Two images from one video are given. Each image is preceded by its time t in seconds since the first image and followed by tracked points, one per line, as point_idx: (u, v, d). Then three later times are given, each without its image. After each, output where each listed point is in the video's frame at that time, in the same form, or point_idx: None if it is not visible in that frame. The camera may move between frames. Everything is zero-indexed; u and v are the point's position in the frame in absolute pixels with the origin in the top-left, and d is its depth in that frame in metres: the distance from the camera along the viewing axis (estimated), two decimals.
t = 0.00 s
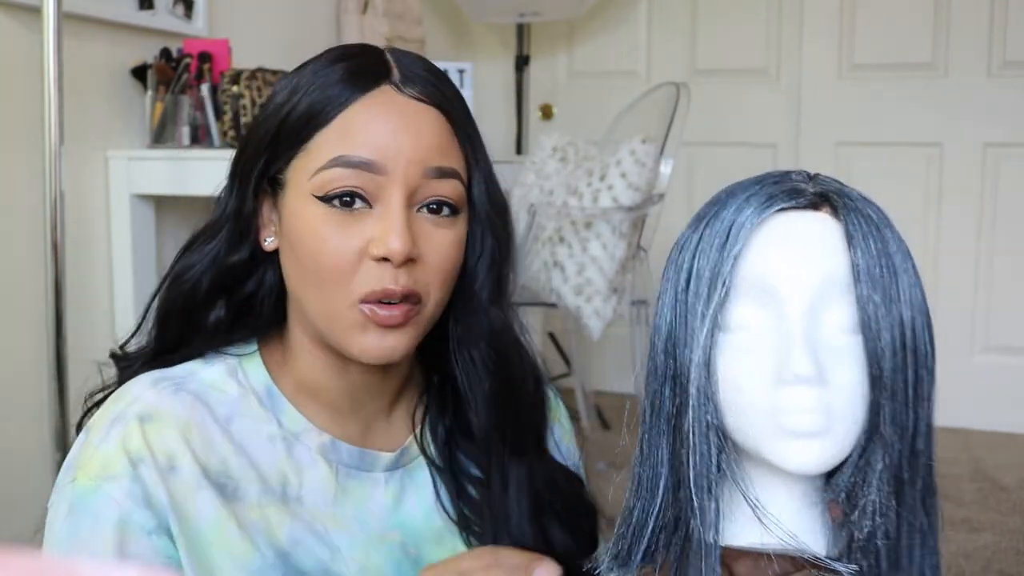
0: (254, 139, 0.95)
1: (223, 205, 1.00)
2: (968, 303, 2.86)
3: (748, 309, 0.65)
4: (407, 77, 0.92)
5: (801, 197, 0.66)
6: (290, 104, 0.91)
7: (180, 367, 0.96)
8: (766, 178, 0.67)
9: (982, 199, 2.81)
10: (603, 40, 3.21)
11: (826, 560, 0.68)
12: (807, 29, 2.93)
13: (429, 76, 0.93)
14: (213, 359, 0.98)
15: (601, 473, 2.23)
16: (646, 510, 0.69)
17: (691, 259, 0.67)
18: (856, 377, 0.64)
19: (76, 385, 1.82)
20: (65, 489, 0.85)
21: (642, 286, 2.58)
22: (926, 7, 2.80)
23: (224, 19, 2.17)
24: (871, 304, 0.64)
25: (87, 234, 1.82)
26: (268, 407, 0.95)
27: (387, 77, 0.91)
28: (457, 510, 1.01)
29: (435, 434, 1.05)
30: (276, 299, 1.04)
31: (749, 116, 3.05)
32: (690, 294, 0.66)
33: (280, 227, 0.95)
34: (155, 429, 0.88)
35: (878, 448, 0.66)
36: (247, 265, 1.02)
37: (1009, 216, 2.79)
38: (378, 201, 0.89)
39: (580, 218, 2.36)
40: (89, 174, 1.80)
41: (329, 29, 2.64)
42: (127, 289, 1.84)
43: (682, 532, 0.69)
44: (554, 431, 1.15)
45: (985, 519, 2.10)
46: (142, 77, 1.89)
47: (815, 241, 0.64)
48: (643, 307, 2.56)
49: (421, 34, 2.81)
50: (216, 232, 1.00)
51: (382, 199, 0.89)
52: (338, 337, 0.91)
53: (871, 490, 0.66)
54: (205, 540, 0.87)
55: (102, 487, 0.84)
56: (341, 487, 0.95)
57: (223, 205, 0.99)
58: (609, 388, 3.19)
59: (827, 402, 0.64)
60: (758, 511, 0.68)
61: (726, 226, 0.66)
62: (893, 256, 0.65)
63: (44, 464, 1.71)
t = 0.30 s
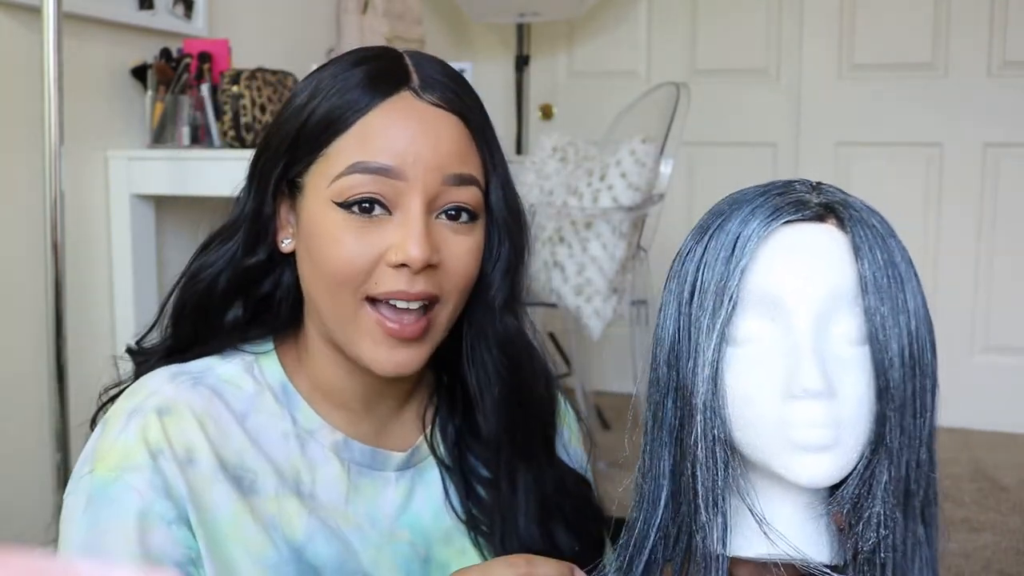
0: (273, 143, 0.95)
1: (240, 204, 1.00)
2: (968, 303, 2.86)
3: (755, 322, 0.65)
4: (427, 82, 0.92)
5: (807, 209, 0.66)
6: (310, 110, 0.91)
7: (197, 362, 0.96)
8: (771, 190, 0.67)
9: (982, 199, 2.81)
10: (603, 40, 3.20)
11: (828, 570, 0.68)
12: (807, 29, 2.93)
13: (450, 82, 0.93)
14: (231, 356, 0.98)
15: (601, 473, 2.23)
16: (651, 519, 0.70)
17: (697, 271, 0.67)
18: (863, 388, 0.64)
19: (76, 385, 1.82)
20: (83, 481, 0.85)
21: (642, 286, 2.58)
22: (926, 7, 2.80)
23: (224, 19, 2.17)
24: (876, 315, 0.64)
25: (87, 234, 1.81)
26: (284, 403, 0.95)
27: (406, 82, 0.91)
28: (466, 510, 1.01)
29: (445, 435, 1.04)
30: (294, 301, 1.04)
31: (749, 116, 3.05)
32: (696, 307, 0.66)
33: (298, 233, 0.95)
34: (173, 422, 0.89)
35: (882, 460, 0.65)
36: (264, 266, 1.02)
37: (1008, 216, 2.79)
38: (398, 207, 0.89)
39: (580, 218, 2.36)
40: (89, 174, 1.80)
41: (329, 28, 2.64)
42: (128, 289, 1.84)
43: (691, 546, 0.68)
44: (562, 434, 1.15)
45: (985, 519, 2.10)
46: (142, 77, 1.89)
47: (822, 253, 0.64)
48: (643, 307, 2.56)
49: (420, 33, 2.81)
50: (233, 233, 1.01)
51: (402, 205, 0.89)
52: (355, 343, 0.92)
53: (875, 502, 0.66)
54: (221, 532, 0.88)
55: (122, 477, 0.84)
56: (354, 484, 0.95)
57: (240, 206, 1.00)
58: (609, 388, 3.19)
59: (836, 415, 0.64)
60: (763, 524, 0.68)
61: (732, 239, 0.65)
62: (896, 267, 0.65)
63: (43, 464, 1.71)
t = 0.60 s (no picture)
0: (268, 145, 0.96)
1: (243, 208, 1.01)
2: (968, 303, 2.86)
3: (748, 315, 0.64)
4: (410, 77, 0.92)
5: (798, 203, 0.65)
6: (299, 109, 0.93)
7: (204, 358, 0.96)
8: (761, 184, 0.66)
9: (982, 200, 2.81)
10: (604, 40, 3.20)
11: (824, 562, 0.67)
12: (807, 28, 2.93)
13: (433, 76, 0.93)
14: (236, 352, 0.98)
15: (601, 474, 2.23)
16: (647, 512, 0.68)
17: (688, 266, 0.66)
18: (856, 380, 0.63)
19: (76, 385, 1.82)
20: (90, 474, 0.84)
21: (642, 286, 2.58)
22: (926, 6, 2.80)
23: (224, 19, 2.17)
24: (868, 307, 0.63)
25: (86, 234, 1.81)
26: (288, 400, 0.95)
27: (390, 78, 0.92)
28: (467, 508, 1.01)
29: (447, 436, 1.04)
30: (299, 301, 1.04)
31: (749, 116, 3.05)
32: (689, 302, 0.65)
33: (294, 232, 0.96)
34: (179, 417, 0.88)
35: (876, 447, 0.65)
36: (268, 266, 1.02)
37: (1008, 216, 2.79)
38: (379, 198, 0.89)
39: (580, 218, 2.36)
40: (89, 174, 1.80)
41: (329, 28, 2.63)
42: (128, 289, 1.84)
43: (687, 537, 0.67)
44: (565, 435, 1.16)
45: (985, 519, 2.11)
46: (142, 77, 1.89)
47: (813, 246, 0.63)
48: (643, 307, 2.56)
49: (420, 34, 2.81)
50: (238, 234, 1.02)
51: (381, 195, 0.88)
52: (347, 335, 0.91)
53: (870, 489, 0.65)
54: (227, 527, 0.87)
55: (130, 471, 0.84)
56: (357, 481, 0.95)
57: (244, 208, 1.00)
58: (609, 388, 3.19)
59: (829, 406, 0.63)
60: (759, 511, 0.67)
61: (724, 233, 0.65)
62: (886, 260, 0.64)
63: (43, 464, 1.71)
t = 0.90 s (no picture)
0: (266, 145, 0.96)
1: (239, 209, 1.01)
2: (967, 303, 2.86)
3: (753, 302, 0.66)
4: (410, 75, 0.92)
5: (804, 193, 0.66)
6: (298, 108, 0.92)
7: (202, 358, 0.97)
8: (765, 176, 0.68)
9: (982, 199, 2.81)
10: (604, 40, 3.20)
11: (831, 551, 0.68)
12: (807, 27, 2.93)
13: (432, 73, 0.93)
14: (234, 351, 0.98)
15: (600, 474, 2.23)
16: (650, 504, 0.69)
17: (694, 256, 0.67)
18: (860, 365, 0.65)
19: (76, 385, 1.82)
20: (88, 475, 0.84)
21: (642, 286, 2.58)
22: (926, 6, 2.80)
23: (224, 19, 2.17)
24: (872, 294, 0.65)
25: (86, 234, 1.81)
26: (287, 398, 0.96)
27: (389, 76, 0.92)
28: (466, 508, 1.00)
29: (446, 435, 1.04)
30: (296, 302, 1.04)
31: (749, 116, 3.05)
32: (695, 291, 0.67)
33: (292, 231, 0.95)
34: (177, 415, 0.89)
35: (881, 434, 0.66)
36: (264, 266, 1.03)
37: (1008, 216, 2.79)
38: (383, 195, 0.89)
39: (580, 218, 2.36)
40: (89, 174, 1.80)
41: (328, 27, 2.63)
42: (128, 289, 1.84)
43: (692, 526, 0.68)
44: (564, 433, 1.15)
45: (985, 519, 2.11)
46: (142, 77, 1.89)
47: (816, 235, 0.65)
48: (643, 307, 2.57)
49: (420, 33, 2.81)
50: (232, 235, 1.02)
51: (386, 192, 0.88)
52: (352, 334, 0.90)
53: (874, 476, 0.66)
54: (226, 525, 0.87)
55: (128, 470, 0.84)
56: (357, 478, 0.95)
57: (240, 209, 1.00)
58: (609, 387, 3.19)
59: (834, 390, 0.64)
60: (763, 500, 0.68)
61: (730, 222, 0.66)
62: (890, 249, 0.66)
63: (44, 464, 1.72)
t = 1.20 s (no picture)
0: (275, 145, 0.95)
1: (246, 209, 1.01)
2: (968, 303, 2.86)
3: (783, 283, 0.72)
4: (423, 72, 0.93)
5: (830, 185, 0.74)
6: (311, 108, 0.92)
7: (208, 359, 0.97)
8: (792, 171, 0.75)
9: (982, 200, 2.81)
10: (604, 40, 3.20)
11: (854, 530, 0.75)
12: (808, 27, 2.93)
13: (444, 71, 0.94)
14: (242, 353, 0.98)
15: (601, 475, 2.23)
16: (679, 482, 0.73)
17: (725, 242, 0.73)
18: (884, 342, 0.72)
19: (76, 384, 1.82)
20: (93, 476, 0.84)
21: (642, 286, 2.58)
22: (926, 6, 2.80)
23: (225, 19, 2.17)
24: (894, 277, 0.72)
25: (86, 234, 1.81)
26: (296, 400, 0.95)
27: (404, 74, 0.92)
28: (478, 510, 1.00)
29: (457, 435, 1.04)
30: (304, 304, 1.04)
31: (749, 116, 3.05)
32: (726, 274, 0.72)
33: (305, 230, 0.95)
34: (184, 417, 0.88)
35: (905, 414, 0.73)
36: (272, 268, 1.02)
37: (1008, 216, 2.79)
38: (405, 193, 0.89)
39: (580, 218, 2.36)
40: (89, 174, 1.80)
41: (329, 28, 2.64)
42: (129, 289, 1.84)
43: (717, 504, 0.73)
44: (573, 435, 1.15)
45: (986, 519, 2.11)
46: (142, 77, 1.89)
47: (841, 222, 0.72)
48: (643, 307, 2.57)
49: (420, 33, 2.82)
50: (238, 237, 1.02)
51: (408, 190, 0.89)
52: (373, 333, 0.90)
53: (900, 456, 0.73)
54: (235, 528, 0.87)
55: (133, 472, 0.83)
56: (367, 480, 0.94)
57: (246, 209, 1.00)
58: (610, 388, 3.19)
59: (858, 363, 0.71)
60: (788, 477, 0.75)
61: (760, 210, 0.73)
62: (911, 239, 0.73)
63: (43, 464, 1.72)
